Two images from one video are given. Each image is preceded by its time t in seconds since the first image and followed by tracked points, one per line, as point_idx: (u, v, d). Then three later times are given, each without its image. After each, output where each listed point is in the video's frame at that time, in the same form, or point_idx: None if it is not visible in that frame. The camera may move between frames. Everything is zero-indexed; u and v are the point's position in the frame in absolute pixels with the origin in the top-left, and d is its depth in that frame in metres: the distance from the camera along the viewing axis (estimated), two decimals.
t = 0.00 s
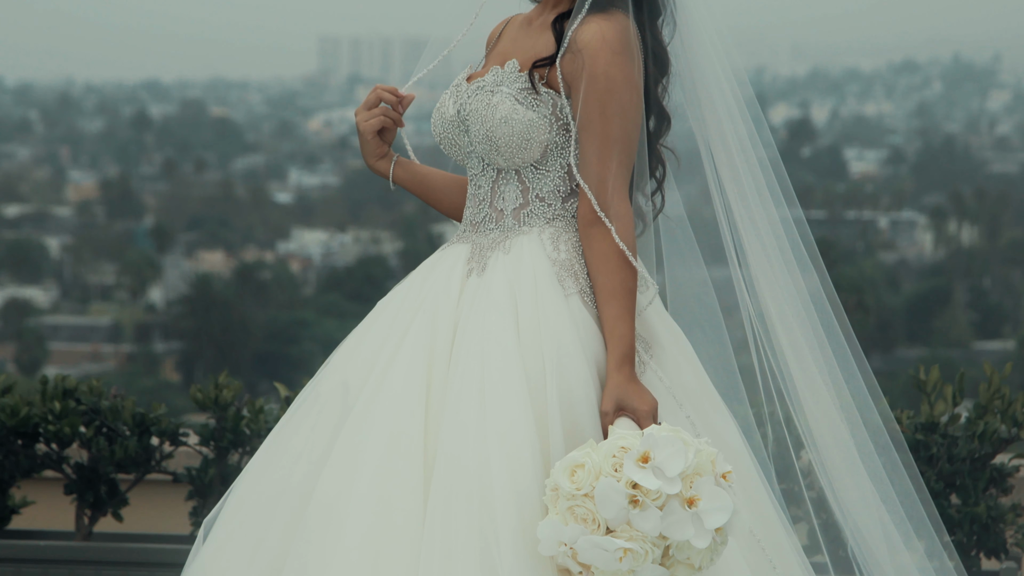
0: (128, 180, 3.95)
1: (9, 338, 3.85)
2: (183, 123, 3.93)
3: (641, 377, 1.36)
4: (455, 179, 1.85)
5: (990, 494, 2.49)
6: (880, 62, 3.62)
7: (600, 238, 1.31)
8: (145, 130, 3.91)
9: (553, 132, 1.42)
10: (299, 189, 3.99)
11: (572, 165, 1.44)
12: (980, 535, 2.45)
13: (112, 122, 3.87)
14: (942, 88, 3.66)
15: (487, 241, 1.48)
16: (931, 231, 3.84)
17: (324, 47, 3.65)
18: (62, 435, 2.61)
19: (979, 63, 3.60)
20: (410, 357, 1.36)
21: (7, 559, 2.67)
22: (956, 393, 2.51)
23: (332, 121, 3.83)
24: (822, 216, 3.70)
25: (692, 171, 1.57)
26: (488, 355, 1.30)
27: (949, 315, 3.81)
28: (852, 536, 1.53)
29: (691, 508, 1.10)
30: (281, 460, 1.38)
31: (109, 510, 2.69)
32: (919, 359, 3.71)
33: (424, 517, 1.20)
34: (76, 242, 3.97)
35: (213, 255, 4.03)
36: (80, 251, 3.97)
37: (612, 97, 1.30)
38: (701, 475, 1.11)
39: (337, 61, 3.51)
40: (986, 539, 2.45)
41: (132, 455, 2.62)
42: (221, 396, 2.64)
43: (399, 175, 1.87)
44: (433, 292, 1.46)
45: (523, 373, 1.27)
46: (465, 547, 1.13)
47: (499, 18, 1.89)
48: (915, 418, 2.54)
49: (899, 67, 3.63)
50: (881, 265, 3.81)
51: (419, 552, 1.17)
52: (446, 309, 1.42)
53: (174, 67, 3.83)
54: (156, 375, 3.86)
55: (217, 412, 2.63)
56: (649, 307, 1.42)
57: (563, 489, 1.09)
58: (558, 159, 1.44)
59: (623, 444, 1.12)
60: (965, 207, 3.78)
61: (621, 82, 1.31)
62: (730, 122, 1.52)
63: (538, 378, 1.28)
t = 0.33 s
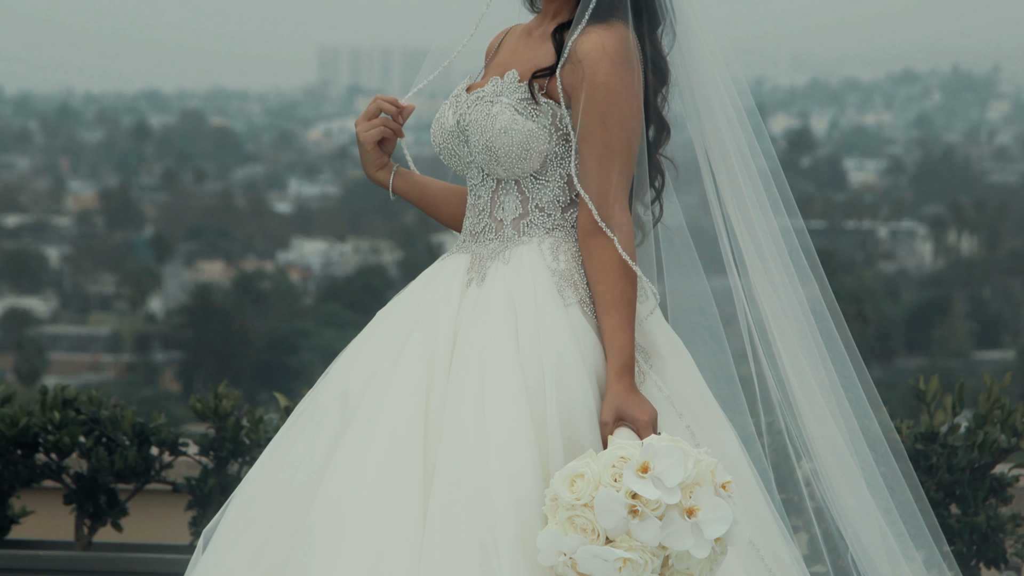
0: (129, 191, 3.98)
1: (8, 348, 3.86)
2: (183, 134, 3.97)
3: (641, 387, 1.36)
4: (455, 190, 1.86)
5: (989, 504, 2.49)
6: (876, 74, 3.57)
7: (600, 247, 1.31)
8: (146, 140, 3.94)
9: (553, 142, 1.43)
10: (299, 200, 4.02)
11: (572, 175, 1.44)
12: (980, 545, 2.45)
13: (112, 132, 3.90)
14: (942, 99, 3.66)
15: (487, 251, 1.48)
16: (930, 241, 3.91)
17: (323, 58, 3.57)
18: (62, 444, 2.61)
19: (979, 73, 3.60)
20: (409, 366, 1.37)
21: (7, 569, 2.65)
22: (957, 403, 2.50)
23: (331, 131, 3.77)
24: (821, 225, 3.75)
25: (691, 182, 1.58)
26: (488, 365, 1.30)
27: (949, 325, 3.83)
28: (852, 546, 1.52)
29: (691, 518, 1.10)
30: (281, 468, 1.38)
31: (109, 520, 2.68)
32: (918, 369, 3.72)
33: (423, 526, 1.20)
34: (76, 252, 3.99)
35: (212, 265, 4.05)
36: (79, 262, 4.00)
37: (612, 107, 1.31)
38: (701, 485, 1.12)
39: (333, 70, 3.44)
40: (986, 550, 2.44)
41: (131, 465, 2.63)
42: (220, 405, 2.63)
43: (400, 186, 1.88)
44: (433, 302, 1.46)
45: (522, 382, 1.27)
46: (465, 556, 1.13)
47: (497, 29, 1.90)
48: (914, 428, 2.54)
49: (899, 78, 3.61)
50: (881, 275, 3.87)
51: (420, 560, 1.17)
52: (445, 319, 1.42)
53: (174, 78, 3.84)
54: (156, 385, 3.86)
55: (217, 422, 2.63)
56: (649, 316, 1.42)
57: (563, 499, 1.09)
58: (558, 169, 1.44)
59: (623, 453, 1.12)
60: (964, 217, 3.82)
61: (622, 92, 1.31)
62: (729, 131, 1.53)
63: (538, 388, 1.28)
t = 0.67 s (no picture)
0: (128, 201, 3.96)
1: (8, 358, 3.89)
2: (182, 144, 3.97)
3: (640, 398, 1.36)
4: (454, 201, 1.87)
5: (989, 514, 2.48)
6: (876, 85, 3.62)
7: (600, 259, 1.32)
8: (146, 151, 3.94)
9: (553, 153, 1.43)
10: (299, 210, 4.03)
11: (572, 187, 1.44)
12: (980, 556, 2.44)
13: (112, 142, 3.90)
14: (941, 109, 3.71)
15: (486, 262, 1.49)
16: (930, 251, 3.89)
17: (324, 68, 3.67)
18: (61, 455, 2.61)
19: (978, 84, 3.63)
20: (409, 377, 1.37)
21: None
22: (956, 414, 2.51)
23: (331, 141, 3.85)
24: (821, 236, 3.88)
25: (690, 193, 1.58)
26: (487, 376, 1.31)
27: (948, 336, 3.84)
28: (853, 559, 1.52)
29: (691, 530, 1.10)
30: (280, 480, 1.38)
31: (108, 531, 2.67)
32: (918, 379, 3.74)
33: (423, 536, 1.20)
34: (76, 263, 3.99)
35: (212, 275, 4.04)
36: (79, 273, 4.00)
37: (612, 118, 1.31)
38: (702, 497, 1.12)
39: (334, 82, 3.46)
40: (986, 561, 2.44)
41: (130, 476, 2.62)
42: (220, 416, 2.63)
43: (399, 197, 1.88)
44: (433, 313, 1.47)
45: (522, 393, 1.28)
46: (465, 567, 1.13)
47: (496, 41, 1.92)
48: (914, 439, 2.54)
49: (898, 89, 3.64)
50: (880, 285, 3.87)
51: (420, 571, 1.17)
52: (445, 330, 1.42)
53: (173, 88, 3.85)
54: (155, 396, 3.91)
55: (216, 433, 2.63)
56: (649, 327, 1.42)
57: (563, 510, 1.09)
58: (558, 180, 1.45)
59: (623, 465, 1.12)
60: (964, 228, 3.83)
61: (622, 103, 1.32)
62: (729, 141, 1.53)
63: (537, 399, 1.29)
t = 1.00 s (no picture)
0: (127, 214, 4.00)
1: (8, 370, 3.92)
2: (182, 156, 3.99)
3: (639, 411, 1.37)
4: (453, 213, 1.87)
5: (988, 527, 2.48)
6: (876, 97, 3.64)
7: (598, 271, 1.33)
8: (145, 163, 3.98)
9: (552, 166, 1.44)
10: (298, 222, 4.06)
11: (571, 199, 1.45)
12: (979, 569, 2.44)
13: (111, 154, 3.93)
14: (939, 121, 3.73)
15: (485, 274, 1.49)
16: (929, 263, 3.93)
17: (323, 78, 3.68)
18: (60, 467, 2.59)
19: (976, 96, 3.64)
20: (408, 390, 1.37)
21: None
22: (955, 426, 2.51)
23: (330, 153, 3.84)
24: (820, 248, 3.88)
25: (689, 205, 1.58)
26: (486, 388, 1.31)
27: (948, 347, 3.90)
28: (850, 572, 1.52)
29: (691, 542, 1.10)
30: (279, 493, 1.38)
31: (106, 543, 2.66)
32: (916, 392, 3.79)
33: (422, 548, 1.20)
34: (75, 275, 4.02)
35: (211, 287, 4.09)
36: (78, 284, 4.02)
37: (612, 130, 1.32)
38: (701, 509, 1.12)
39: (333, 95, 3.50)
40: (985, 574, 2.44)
41: (129, 488, 2.61)
42: (219, 428, 2.63)
43: (398, 209, 1.89)
44: (432, 325, 1.47)
45: (520, 405, 1.28)
46: None
47: (495, 53, 1.93)
48: (913, 451, 2.53)
49: (897, 101, 3.67)
50: (878, 297, 3.92)
51: None
52: (444, 342, 1.43)
53: (174, 101, 3.87)
54: (155, 408, 3.94)
55: (216, 445, 2.62)
56: (648, 339, 1.43)
57: (563, 523, 1.09)
58: (557, 193, 1.45)
59: (623, 477, 1.13)
60: (963, 240, 3.86)
61: (621, 116, 1.33)
62: (726, 153, 1.54)
63: (536, 411, 1.29)
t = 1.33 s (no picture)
0: (125, 224, 4.23)
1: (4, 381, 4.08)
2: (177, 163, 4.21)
3: (636, 421, 1.37)
4: (451, 223, 1.88)
5: (986, 537, 2.49)
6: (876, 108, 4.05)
7: (595, 281, 1.33)
8: (142, 173, 4.20)
9: (549, 176, 1.44)
10: (296, 231, 4.27)
11: (568, 209, 1.45)
12: None
13: (108, 164, 4.10)
14: (936, 132, 4.20)
15: (482, 284, 1.49)
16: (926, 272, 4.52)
17: (319, 90, 3.72)
18: (58, 477, 2.58)
19: (972, 107, 4.11)
20: (405, 400, 1.37)
21: None
22: (952, 436, 2.51)
23: (329, 162, 3.87)
24: (818, 258, 4.21)
25: (686, 215, 1.56)
26: (483, 397, 1.31)
27: (945, 358, 4.53)
28: None
29: (688, 553, 1.10)
30: (276, 503, 1.38)
31: (104, 553, 2.65)
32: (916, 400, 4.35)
33: (419, 557, 1.20)
34: (73, 286, 4.21)
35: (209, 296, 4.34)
36: (75, 296, 4.21)
37: (609, 140, 1.33)
38: (698, 519, 1.12)
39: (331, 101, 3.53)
40: None
41: (126, 498, 2.60)
42: (216, 438, 2.61)
43: (395, 219, 1.89)
44: (429, 335, 1.47)
45: (517, 415, 1.28)
46: None
47: (494, 64, 1.95)
48: (910, 461, 2.52)
49: (895, 111, 4.07)
50: (878, 307, 4.45)
51: None
52: (442, 352, 1.43)
53: (171, 113, 3.99)
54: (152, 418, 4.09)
55: (213, 455, 2.62)
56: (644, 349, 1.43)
57: (560, 533, 1.09)
58: (554, 203, 1.45)
59: (620, 487, 1.12)
60: (960, 250, 4.46)
61: (619, 126, 1.33)
62: (722, 165, 1.54)
63: (533, 420, 1.29)
